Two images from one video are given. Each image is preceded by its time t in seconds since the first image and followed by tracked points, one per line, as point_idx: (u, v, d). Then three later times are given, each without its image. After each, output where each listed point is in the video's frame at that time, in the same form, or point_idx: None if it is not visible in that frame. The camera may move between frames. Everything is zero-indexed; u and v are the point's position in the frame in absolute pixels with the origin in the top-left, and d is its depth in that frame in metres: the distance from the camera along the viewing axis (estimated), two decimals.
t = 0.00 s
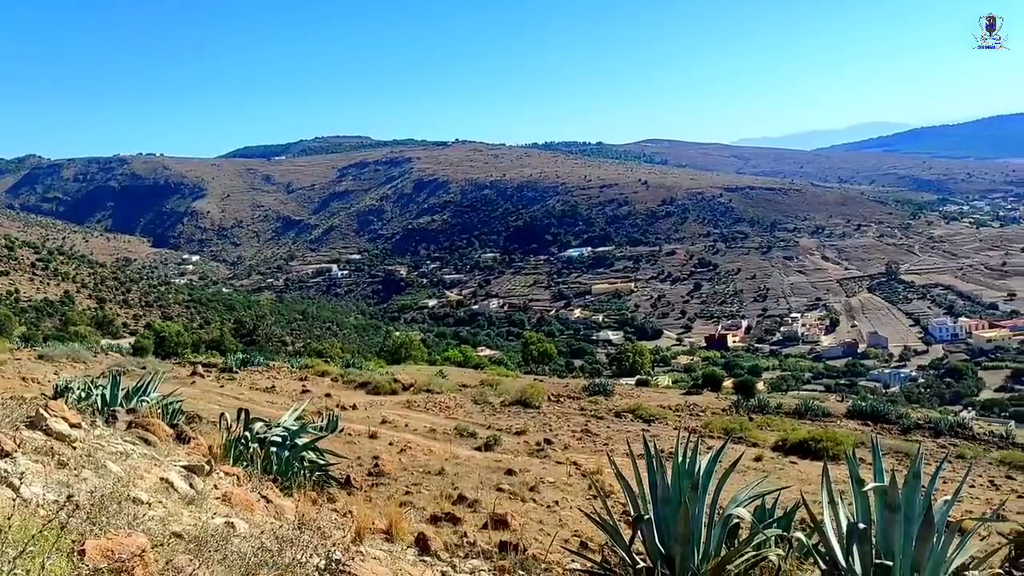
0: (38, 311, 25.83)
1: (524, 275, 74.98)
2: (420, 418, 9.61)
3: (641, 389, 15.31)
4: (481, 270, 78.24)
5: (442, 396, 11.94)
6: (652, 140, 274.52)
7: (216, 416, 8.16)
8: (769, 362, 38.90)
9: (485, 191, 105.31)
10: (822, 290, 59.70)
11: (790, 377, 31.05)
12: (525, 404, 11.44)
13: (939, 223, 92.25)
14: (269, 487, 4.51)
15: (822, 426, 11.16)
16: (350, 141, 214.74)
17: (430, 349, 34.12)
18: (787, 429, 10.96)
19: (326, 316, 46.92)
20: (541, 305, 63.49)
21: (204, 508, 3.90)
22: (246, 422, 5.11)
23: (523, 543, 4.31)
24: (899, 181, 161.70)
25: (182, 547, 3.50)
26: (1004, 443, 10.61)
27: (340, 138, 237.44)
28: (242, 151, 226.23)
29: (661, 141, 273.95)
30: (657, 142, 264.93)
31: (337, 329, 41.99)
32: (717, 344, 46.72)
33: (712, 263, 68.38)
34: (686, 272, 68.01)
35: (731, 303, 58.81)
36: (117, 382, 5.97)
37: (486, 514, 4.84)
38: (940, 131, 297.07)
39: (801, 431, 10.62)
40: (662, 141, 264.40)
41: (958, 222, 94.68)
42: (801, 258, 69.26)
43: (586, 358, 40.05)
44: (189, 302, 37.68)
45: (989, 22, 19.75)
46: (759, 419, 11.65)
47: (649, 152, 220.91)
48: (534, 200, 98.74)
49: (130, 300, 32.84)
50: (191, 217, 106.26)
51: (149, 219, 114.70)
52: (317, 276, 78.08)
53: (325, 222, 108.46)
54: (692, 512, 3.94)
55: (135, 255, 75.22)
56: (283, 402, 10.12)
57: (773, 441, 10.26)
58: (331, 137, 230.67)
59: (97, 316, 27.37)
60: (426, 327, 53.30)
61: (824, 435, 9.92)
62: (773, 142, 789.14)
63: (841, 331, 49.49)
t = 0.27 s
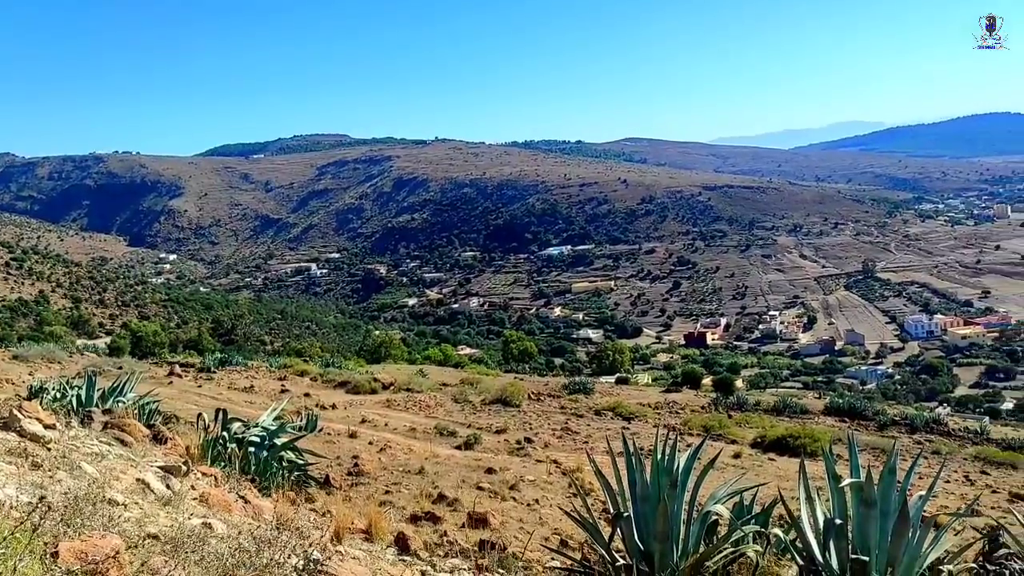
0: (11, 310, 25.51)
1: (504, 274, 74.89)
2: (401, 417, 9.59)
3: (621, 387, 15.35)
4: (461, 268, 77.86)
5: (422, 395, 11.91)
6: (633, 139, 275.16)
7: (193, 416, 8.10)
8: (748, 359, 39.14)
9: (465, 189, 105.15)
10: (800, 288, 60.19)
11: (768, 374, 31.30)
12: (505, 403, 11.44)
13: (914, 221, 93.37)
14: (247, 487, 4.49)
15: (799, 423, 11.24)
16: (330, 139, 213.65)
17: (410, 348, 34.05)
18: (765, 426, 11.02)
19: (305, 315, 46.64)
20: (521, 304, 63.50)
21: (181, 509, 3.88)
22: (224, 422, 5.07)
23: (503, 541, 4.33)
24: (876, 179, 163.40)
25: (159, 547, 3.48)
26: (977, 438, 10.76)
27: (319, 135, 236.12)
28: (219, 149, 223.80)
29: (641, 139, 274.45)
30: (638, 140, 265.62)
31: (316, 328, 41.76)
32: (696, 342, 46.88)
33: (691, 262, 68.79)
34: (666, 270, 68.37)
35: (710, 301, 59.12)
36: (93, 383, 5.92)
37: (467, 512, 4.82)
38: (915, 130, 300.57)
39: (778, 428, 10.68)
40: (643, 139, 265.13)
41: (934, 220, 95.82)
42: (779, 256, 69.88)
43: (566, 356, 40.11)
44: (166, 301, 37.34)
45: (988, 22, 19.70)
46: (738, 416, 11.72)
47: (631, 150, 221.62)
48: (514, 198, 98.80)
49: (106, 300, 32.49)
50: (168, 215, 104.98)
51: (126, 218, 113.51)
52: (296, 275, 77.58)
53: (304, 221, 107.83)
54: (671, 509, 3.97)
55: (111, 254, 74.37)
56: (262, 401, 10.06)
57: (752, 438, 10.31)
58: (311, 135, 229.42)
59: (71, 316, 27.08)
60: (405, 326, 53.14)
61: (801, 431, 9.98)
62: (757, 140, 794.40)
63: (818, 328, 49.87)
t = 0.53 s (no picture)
0: None
1: (488, 273, 74.74)
2: (384, 417, 9.56)
3: (604, 385, 15.39)
4: (444, 267, 77.61)
5: (406, 394, 11.90)
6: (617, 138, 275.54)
7: (175, 416, 8.04)
8: (731, 357, 39.32)
9: (448, 188, 104.96)
10: (781, 286, 60.59)
11: (750, 372, 31.51)
12: (489, 402, 11.44)
13: (895, 220, 94.19)
14: (229, 487, 4.46)
15: (781, 420, 11.29)
16: (313, 138, 212.58)
17: (394, 347, 33.98)
18: (747, 424, 11.06)
19: (288, 314, 46.38)
20: (505, 303, 63.48)
21: (161, 509, 3.86)
22: (207, 421, 5.05)
23: (486, 540, 4.33)
24: (856, 178, 164.61)
25: (139, 548, 3.46)
26: (957, 435, 10.84)
27: (302, 133, 234.93)
28: (199, 147, 222.01)
29: (626, 138, 274.64)
30: (623, 139, 266.08)
31: (299, 328, 41.59)
32: (679, 340, 47.00)
33: (674, 261, 69.11)
34: (649, 269, 68.66)
35: (693, 299, 59.49)
36: (73, 383, 5.88)
37: (450, 511, 4.82)
38: (895, 130, 303.33)
39: (761, 425, 10.72)
40: (628, 138, 265.61)
41: (913, 218, 96.76)
42: (761, 255, 70.37)
43: (549, 354, 40.14)
44: (147, 301, 37.06)
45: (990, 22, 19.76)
46: (721, 414, 11.75)
47: (616, 150, 222.07)
48: (498, 197, 98.81)
49: (87, 299, 32.21)
50: (149, 214, 104.01)
51: (106, 217, 112.57)
52: (279, 274, 77.14)
53: (286, 219, 107.20)
54: (653, 507, 3.98)
55: (91, 253, 73.65)
56: (245, 401, 10.01)
57: (734, 435, 10.35)
58: (294, 134, 228.31)
59: (51, 316, 26.87)
60: (389, 325, 52.98)
61: (784, 429, 10.01)
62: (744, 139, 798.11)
63: (800, 326, 50.17)
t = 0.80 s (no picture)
0: None
1: (468, 271, 74.46)
2: (364, 416, 9.53)
3: (584, 383, 15.42)
4: (425, 265, 77.26)
5: (386, 393, 11.87)
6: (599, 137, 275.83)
7: (152, 417, 7.98)
8: (710, 355, 39.51)
9: (428, 186, 104.71)
10: (760, 284, 61.10)
11: (729, 369, 31.73)
12: (470, 400, 11.42)
13: (871, 218, 95.17)
14: (206, 487, 4.44)
15: (761, 417, 11.31)
16: (292, 136, 211.08)
17: (375, 346, 33.84)
18: (726, 421, 11.10)
19: (267, 313, 46.03)
20: (486, 301, 63.38)
21: (138, 511, 3.83)
22: (184, 421, 5.02)
23: (466, 539, 4.34)
24: (835, 176, 165.85)
25: (114, 549, 3.43)
26: (932, 431, 10.95)
27: (282, 132, 233.36)
28: (176, 145, 219.37)
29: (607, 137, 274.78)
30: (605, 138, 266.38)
31: (279, 327, 41.35)
32: (659, 338, 47.17)
33: (654, 259, 69.42)
34: (629, 267, 68.94)
35: (672, 298, 59.81)
36: (48, 383, 5.84)
37: (430, 509, 4.80)
38: (873, 129, 306.08)
39: (740, 422, 10.75)
40: (610, 138, 265.93)
41: (891, 217, 97.70)
42: (740, 253, 70.89)
43: (530, 353, 40.14)
44: (125, 300, 36.70)
45: (989, 22, 20.11)
46: (700, 411, 11.79)
47: (597, 149, 222.41)
48: (478, 195, 98.72)
49: (63, 298, 31.84)
50: (126, 213, 102.95)
51: (82, 216, 111.44)
52: (258, 273, 76.53)
53: (265, 218, 106.35)
54: (633, 503, 4.01)
55: (67, 253, 72.74)
56: (223, 401, 9.95)
57: (714, 433, 10.37)
58: (273, 133, 226.86)
59: (25, 316, 26.56)
60: (369, 323, 52.77)
61: (763, 425, 10.04)
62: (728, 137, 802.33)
63: (779, 324, 50.48)
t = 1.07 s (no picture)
0: None
1: (452, 271, 74.31)
2: (347, 416, 9.49)
3: (566, 382, 15.44)
4: (407, 265, 76.96)
5: (369, 393, 11.83)
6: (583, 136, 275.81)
7: (131, 418, 7.91)
8: (693, 353, 39.64)
9: (411, 185, 104.47)
10: (742, 283, 61.52)
11: (710, 368, 31.87)
12: (453, 399, 11.41)
13: (852, 217, 95.96)
14: (187, 488, 4.42)
15: (742, 415, 11.36)
16: (275, 134, 209.82)
17: (358, 346, 33.70)
18: (708, 419, 11.14)
19: (249, 313, 45.71)
20: (469, 300, 63.24)
21: (118, 511, 3.81)
22: (164, 422, 4.99)
23: (448, 538, 4.33)
24: (817, 175, 167.00)
25: (92, 551, 3.40)
26: (911, 428, 11.05)
27: (263, 130, 231.80)
28: (155, 143, 217.01)
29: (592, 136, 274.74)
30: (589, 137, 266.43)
31: (261, 327, 41.15)
32: (642, 337, 47.25)
33: (637, 258, 69.66)
34: (612, 266, 69.13)
35: (655, 296, 60.06)
36: (26, 384, 5.77)
37: (412, 509, 4.80)
38: (855, 128, 308.47)
39: (722, 420, 10.78)
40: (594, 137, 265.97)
41: (871, 216, 98.51)
42: (722, 252, 71.25)
43: (513, 352, 40.11)
44: (104, 300, 36.30)
45: (989, 22, 20.25)
46: (682, 410, 11.82)
47: (582, 148, 222.66)
48: (461, 194, 98.59)
49: (39, 298, 31.46)
50: (106, 213, 101.94)
51: (61, 215, 110.29)
52: (239, 271, 75.94)
53: (247, 217, 105.64)
54: (615, 501, 4.02)
55: (45, 252, 71.85)
56: (204, 401, 9.88)
57: (696, 430, 10.40)
58: (256, 131, 225.34)
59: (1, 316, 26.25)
60: (352, 323, 52.55)
61: (744, 423, 10.08)
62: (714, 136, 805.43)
63: (761, 322, 50.76)
